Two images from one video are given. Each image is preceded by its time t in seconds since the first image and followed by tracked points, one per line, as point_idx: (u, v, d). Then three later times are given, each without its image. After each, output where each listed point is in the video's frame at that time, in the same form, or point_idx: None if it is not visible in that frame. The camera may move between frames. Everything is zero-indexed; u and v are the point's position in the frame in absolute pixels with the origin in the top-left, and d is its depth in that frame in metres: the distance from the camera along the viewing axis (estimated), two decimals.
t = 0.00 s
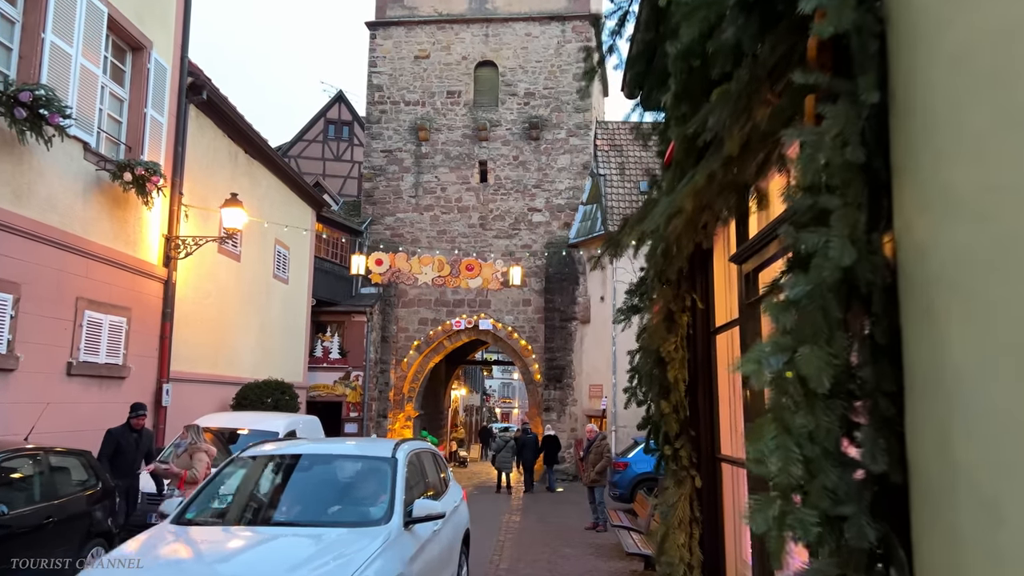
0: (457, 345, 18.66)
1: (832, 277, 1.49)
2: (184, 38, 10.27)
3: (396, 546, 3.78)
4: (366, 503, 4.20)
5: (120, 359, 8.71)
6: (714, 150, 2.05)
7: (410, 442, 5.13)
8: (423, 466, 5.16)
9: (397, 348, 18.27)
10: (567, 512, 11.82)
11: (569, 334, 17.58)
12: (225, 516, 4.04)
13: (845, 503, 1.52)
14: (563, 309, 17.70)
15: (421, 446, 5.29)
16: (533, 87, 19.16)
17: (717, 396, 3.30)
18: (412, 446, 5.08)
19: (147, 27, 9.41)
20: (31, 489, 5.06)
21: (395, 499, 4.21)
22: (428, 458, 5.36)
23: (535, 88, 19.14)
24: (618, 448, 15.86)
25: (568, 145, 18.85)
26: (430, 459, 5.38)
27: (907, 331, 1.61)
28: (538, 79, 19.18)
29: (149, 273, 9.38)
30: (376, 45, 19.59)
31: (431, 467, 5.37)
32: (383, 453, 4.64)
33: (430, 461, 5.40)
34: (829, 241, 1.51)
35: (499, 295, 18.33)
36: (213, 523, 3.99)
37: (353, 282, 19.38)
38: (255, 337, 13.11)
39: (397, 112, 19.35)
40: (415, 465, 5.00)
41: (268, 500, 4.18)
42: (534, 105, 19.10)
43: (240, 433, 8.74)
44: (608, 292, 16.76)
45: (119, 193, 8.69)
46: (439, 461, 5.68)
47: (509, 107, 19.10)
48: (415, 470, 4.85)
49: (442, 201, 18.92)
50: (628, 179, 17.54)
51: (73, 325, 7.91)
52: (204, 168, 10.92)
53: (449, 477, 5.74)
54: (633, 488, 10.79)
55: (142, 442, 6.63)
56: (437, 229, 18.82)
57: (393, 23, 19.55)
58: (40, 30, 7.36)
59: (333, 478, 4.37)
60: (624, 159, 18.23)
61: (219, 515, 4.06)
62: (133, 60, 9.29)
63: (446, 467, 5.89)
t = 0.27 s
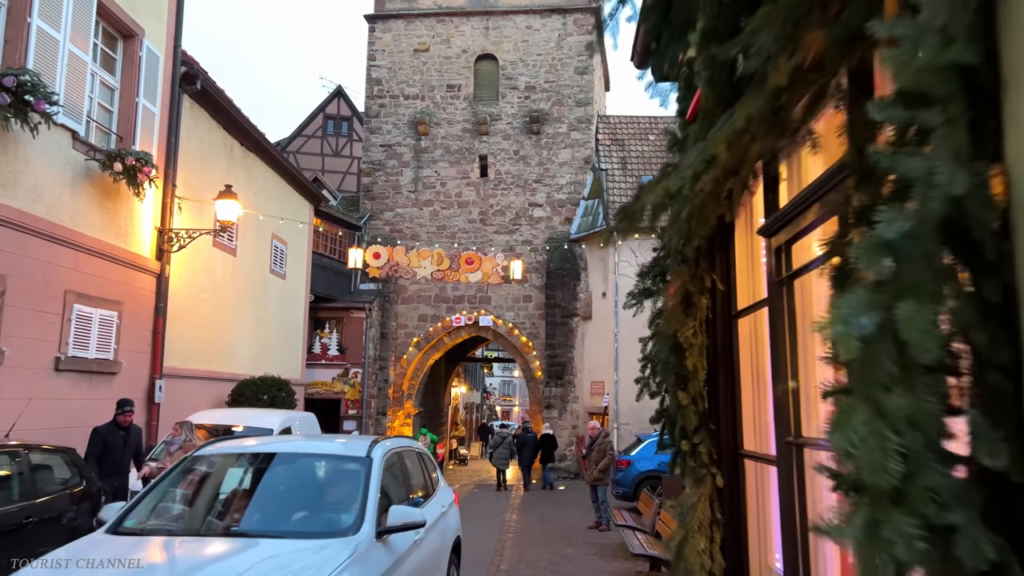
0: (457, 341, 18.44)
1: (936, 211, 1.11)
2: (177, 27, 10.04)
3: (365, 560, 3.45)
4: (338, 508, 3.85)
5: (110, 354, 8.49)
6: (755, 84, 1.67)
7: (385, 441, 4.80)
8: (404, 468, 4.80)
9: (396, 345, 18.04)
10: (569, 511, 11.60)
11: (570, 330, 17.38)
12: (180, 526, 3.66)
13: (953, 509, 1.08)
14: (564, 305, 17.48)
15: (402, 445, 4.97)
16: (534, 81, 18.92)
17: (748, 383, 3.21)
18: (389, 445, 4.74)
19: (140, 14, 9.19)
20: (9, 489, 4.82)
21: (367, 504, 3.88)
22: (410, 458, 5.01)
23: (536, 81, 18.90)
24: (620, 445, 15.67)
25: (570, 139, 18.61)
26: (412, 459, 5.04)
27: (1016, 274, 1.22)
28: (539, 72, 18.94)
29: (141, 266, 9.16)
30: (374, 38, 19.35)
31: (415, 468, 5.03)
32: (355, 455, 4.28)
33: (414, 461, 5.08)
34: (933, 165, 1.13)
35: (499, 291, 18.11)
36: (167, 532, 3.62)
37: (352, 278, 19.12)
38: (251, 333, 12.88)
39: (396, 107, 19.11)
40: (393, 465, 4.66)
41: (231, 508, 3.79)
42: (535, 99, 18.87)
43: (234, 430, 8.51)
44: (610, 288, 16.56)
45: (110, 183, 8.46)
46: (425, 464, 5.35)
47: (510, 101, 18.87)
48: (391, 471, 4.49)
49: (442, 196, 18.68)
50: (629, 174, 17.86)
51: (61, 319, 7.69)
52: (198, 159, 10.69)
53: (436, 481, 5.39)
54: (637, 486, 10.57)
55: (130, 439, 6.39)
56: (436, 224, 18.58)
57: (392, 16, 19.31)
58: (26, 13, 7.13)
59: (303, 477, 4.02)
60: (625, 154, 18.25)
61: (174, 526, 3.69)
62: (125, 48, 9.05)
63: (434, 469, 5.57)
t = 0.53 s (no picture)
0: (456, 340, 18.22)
1: None
2: (169, 19, 9.81)
3: None
4: (301, 529, 3.18)
5: (100, 354, 8.27)
6: (805, 33, 1.57)
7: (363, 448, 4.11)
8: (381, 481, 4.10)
9: (395, 344, 17.81)
10: (570, 514, 11.37)
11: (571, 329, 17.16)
12: (132, 540, 3.11)
13: None
14: (565, 303, 17.24)
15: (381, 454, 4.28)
16: (534, 76, 18.68)
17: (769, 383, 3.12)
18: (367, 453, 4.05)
19: (130, 5, 8.95)
20: None
21: (332, 525, 3.20)
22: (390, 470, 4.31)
23: (537, 76, 18.67)
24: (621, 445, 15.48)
25: (571, 135, 18.37)
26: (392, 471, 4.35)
27: None
28: (540, 68, 18.70)
29: (133, 264, 8.94)
30: (373, 33, 19.11)
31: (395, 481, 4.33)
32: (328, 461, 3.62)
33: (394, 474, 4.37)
34: None
35: (499, 290, 17.87)
36: (101, 557, 3.02)
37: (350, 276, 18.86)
38: (247, 332, 12.67)
39: (395, 102, 18.88)
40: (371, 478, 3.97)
41: (194, 515, 3.22)
42: (536, 95, 18.63)
43: (228, 432, 8.27)
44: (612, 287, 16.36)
45: (99, 178, 8.24)
46: (409, 476, 4.65)
47: (510, 96, 18.63)
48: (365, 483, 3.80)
49: (441, 193, 18.45)
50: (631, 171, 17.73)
51: (48, 318, 7.47)
52: (191, 155, 10.47)
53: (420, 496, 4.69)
54: (640, 488, 10.34)
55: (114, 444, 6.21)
56: (436, 222, 18.34)
57: (391, 11, 19.06)
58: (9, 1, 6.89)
59: (273, 488, 3.36)
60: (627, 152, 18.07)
61: (125, 538, 3.14)
62: (115, 40, 8.81)
63: (418, 481, 4.85)
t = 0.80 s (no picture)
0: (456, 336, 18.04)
1: None
2: (161, 6, 9.59)
3: None
4: (244, 538, 2.69)
5: (88, 348, 8.08)
6: None
7: (327, 444, 3.57)
8: (346, 483, 3.54)
9: (394, 340, 17.62)
10: (571, 512, 11.17)
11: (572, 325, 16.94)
12: (80, 518, 2.78)
13: None
14: (566, 298, 17.03)
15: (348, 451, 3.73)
16: (535, 69, 18.45)
17: (788, 369, 2.92)
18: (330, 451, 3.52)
19: None
20: None
21: (276, 539, 2.68)
22: (358, 470, 3.76)
23: (538, 69, 18.43)
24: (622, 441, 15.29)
25: (572, 129, 18.13)
26: (361, 471, 3.80)
27: None
28: (540, 60, 18.46)
29: (123, 256, 8.75)
30: (372, 25, 18.88)
31: (364, 484, 3.77)
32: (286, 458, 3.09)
33: (364, 474, 3.82)
34: None
35: (499, 285, 17.65)
36: (37, 546, 2.67)
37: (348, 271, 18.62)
38: (242, 327, 12.47)
39: (394, 95, 18.66)
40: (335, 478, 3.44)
41: (153, 497, 2.84)
42: (536, 87, 18.40)
43: (220, 428, 8.06)
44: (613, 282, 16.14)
45: (87, 168, 8.02)
46: (383, 478, 4.10)
47: (510, 89, 18.40)
48: (324, 485, 3.25)
49: (441, 187, 18.23)
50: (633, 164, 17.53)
51: (34, 310, 7.27)
52: (184, 146, 10.25)
53: (396, 500, 4.14)
54: (642, 485, 10.15)
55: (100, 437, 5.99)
56: (435, 216, 18.13)
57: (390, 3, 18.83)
58: None
59: (236, 480, 2.93)
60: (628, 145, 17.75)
61: (70, 516, 2.80)
62: (104, 26, 8.59)
63: (395, 483, 4.29)
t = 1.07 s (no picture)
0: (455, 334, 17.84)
1: None
2: None
3: None
4: (154, 569, 2.12)
5: (76, 346, 7.87)
6: None
7: (278, 451, 2.99)
8: (312, 503, 3.02)
9: (393, 338, 17.42)
10: (572, 513, 10.95)
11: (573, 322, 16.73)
12: (26, 506, 2.33)
13: None
14: (567, 296, 16.78)
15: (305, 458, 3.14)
16: (536, 63, 18.21)
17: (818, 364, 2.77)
18: (283, 461, 2.93)
19: None
20: None
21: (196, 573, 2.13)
22: (319, 482, 3.17)
23: (538, 63, 18.19)
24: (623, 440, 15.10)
25: (573, 123, 17.89)
26: (322, 483, 3.20)
27: None
28: (541, 54, 18.23)
29: (113, 251, 8.55)
30: (370, 19, 18.65)
31: (325, 498, 3.18)
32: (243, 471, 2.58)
33: (325, 487, 3.22)
34: None
35: (500, 282, 17.42)
36: None
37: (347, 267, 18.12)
38: (238, 324, 12.26)
39: (393, 90, 18.43)
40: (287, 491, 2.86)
41: (99, 496, 2.36)
42: (537, 82, 18.16)
43: (213, 428, 7.84)
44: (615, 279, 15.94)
45: (74, 160, 7.81)
46: (351, 490, 3.50)
47: (511, 83, 18.17)
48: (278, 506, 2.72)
49: (440, 183, 18.00)
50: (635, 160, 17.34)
51: (19, 306, 7.05)
52: (177, 139, 10.04)
53: (367, 516, 3.54)
54: (645, 486, 9.94)
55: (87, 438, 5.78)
56: (435, 212, 17.90)
57: None
58: None
59: (174, 491, 2.38)
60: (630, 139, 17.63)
61: (13, 503, 2.35)
62: (92, 15, 8.37)
63: (367, 495, 3.69)
